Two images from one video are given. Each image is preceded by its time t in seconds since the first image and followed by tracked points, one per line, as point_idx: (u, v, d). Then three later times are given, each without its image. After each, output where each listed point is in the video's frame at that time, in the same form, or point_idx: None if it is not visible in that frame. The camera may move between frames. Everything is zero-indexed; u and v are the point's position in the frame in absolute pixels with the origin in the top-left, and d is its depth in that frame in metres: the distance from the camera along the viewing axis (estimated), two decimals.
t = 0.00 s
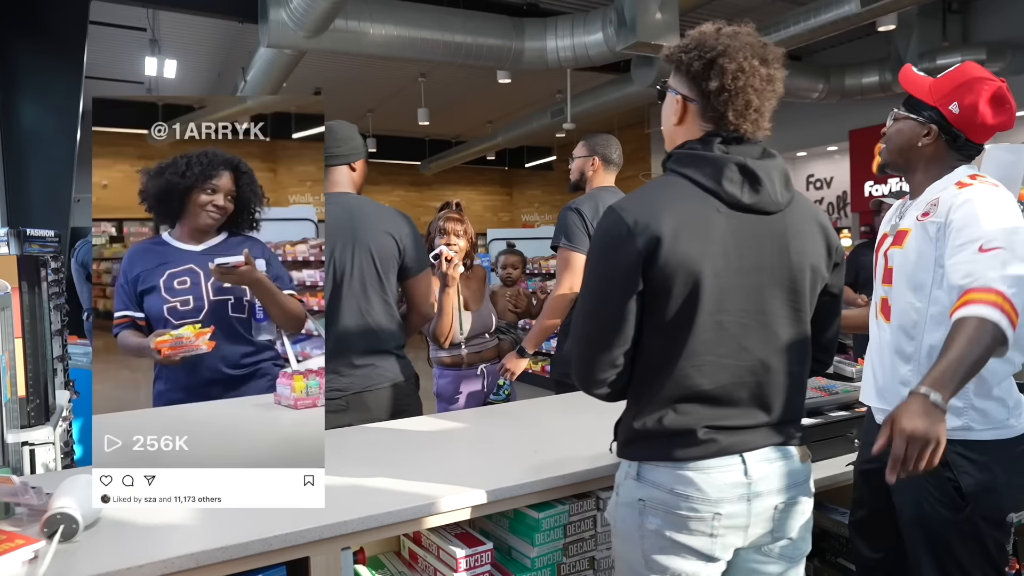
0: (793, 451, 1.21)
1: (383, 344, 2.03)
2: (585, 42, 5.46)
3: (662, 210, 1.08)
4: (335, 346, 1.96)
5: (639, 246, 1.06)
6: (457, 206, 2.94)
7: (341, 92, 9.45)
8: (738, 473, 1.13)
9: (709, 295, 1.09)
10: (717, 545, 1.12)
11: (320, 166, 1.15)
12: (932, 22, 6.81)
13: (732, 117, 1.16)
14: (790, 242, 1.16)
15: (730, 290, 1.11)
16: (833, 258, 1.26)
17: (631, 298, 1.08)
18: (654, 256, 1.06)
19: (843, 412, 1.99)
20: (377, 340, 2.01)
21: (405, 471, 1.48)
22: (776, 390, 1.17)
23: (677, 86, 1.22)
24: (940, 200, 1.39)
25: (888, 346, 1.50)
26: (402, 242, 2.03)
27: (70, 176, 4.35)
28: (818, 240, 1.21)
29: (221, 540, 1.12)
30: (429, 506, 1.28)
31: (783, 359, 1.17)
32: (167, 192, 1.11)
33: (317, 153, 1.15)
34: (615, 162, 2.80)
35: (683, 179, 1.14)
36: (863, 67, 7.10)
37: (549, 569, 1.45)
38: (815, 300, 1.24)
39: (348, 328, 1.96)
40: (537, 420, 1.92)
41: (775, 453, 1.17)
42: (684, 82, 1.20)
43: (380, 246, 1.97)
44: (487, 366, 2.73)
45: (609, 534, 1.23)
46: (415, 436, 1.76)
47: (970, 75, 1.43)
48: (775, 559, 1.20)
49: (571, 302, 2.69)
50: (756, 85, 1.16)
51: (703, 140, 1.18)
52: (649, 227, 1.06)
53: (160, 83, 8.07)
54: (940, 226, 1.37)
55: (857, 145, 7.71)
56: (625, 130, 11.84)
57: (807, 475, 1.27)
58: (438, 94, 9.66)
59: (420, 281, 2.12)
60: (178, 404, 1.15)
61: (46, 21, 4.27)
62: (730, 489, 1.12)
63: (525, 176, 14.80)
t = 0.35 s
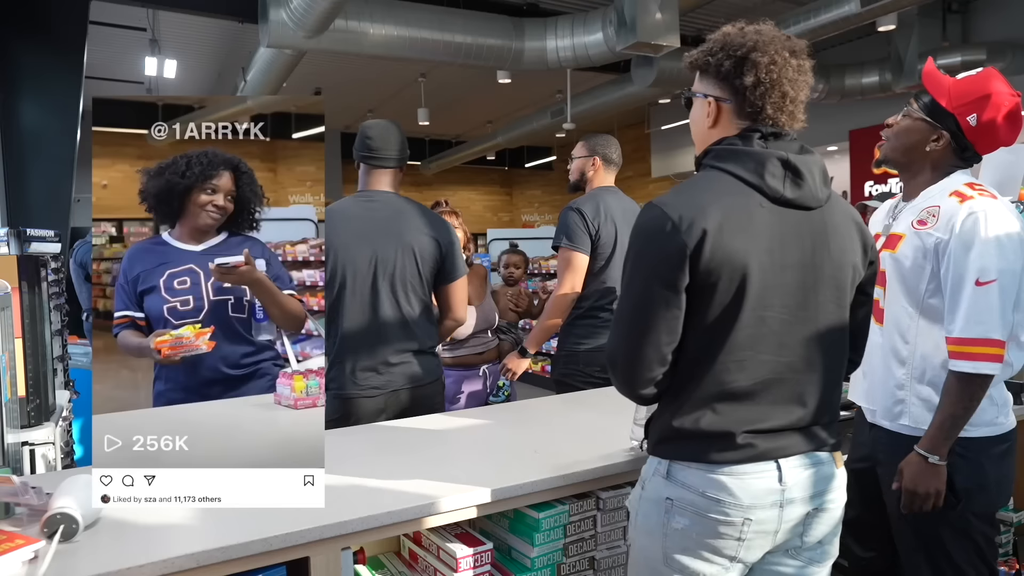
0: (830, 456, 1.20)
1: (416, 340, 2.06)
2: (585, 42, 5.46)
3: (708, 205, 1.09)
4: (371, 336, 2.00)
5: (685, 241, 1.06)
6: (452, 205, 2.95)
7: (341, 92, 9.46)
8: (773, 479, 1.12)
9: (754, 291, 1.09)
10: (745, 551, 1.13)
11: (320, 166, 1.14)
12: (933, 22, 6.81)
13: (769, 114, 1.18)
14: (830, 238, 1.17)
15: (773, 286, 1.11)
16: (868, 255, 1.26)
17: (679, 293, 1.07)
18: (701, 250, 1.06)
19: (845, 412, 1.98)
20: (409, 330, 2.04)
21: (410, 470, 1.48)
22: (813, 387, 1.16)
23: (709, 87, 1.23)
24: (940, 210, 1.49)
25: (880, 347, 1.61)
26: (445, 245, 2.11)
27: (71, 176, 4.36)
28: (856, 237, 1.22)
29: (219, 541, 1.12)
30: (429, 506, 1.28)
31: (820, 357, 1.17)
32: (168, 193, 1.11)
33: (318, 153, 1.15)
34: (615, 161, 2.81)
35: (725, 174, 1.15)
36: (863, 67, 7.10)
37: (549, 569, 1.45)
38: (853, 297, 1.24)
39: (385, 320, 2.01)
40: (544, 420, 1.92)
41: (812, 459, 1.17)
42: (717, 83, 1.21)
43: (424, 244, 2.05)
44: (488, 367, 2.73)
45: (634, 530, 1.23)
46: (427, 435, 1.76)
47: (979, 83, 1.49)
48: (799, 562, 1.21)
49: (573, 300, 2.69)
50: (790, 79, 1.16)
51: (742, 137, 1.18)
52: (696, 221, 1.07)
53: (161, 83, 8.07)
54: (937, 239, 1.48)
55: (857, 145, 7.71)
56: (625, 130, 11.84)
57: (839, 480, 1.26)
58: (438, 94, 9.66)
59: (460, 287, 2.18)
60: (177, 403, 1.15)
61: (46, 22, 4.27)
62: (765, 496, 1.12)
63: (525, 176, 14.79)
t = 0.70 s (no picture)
0: (833, 459, 1.20)
1: (437, 338, 2.07)
2: (585, 42, 5.46)
3: (714, 200, 1.09)
4: (396, 334, 1.99)
5: (691, 237, 1.06)
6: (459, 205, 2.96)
7: (341, 92, 9.45)
8: (775, 483, 1.12)
9: (757, 288, 1.09)
10: (743, 553, 1.13)
11: (320, 166, 1.14)
12: (933, 22, 6.81)
13: (777, 113, 1.18)
14: (833, 240, 1.17)
15: (777, 284, 1.11)
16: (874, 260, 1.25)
17: (683, 290, 1.08)
18: (706, 245, 1.06)
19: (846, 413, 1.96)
20: (428, 325, 2.04)
21: (411, 470, 1.48)
22: (814, 387, 1.16)
23: (718, 86, 1.23)
24: (947, 205, 1.58)
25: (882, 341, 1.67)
26: (465, 246, 2.15)
27: (71, 176, 4.36)
28: (860, 239, 1.22)
29: (219, 541, 1.12)
30: (429, 506, 1.28)
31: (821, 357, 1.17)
32: (167, 193, 1.11)
33: (318, 152, 1.15)
34: (615, 162, 2.81)
35: (731, 171, 1.15)
36: (863, 67, 7.10)
37: (549, 569, 1.45)
38: (857, 300, 1.24)
39: (410, 317, 2.01)
40: (549, 420, 1.92)
41: (815, 464, 1.17)
42: (726, 82, 1.22)
43: (449, 243, 2.08)
44: (488, 367, 2.72)
45: (632, 529, 1.24)
46: (430, 436, 1.77)
47: (1005, 99, 1.63)
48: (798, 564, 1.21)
49: (573, 300, 2.68)
50: (798, 79, 1.17)
51: (749, 136, 1.19)
52: (702, 216, 1.07)
53: (161, 83, 8.07)
54: (950, 232, 1.55)
55: (857, 145, 7.71)
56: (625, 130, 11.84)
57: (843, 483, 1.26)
58: (438, 94, 9.66)
59: (473, 285, 2.23)
60: (177, 403, 1.15)
61: (45, 22, 4.27)
62: (767, 500, 1.11)
63: (525, 176, 14.79)
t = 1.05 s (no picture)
0: (805, 452, 1.19)
1: (433, 338, 2.08)
2: (585, 42, 5.46)
3: (665, 205, 1.12)
4: (393, 335, 2.00)
5: (644, 241, 1.11)
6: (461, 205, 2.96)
7: (341, 92, 9.46)
8: (742, 473, 1.13)
9: (713, 289, 1.11)
10: (719, 547, 1.13)
11: (320, 166, 1.14)
12: (933, 22, 6.82)
13: (747, 109, 1.19)
14: (797, 240, 1.16)
15: (735, 285, 1.12)
16: (851, 257, 1.24)
17: (638, 292, 1.12)
18: (658, 248, 1.10)
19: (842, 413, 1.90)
20: (424, 326, 2.04)
21: (407, 468, 1.49)
22: (780, 386, 1.16)
23: (691, 85, 1.24)
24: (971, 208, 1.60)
25: (907, 347, 1.67)
26: (463, 245, 2.16)
27: (71, 176, 4.36)
28: (831, 237, 1.20)
29: (219, 541, 1.12)
30: (429, 506, 1.28)
31: (788, 356, 1.17)
32: (168, 193, 1.11)
33: (318, 152, 1.15)
34: (615, 162, 2.81)
35: (691, 175, 1.18)
36: (863, 68, 7.10)
37: (549, 569, 1.45)
38: (829, 302, 1.22)
39: (409, 318, 2.01)
40: (548, 420, 1.92)
41: (783, 455, 1.16)
42: (698, 80, 1.23)
43: (448, 242, 2.09)
44: (488, 366, 2.73)
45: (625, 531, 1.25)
46: (429, 435, 1.77)
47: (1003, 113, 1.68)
48: (784, 560, 1.20)
49: (575, 298, 2.68)
50: (766, 76, 1.18)
51: (715, 138, 1.20)
52: (653, 220, 1.11)
53: (161, 83, 8.07)
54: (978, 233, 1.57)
55: (857, 145, 7.72)
56: (625, 130, 11.84)
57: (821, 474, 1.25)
58: (438, 94, 9.65)
59: (467, 283, 2.25)
60: (177, 403, 1.15)
61: (46, 22, 4.27)
62: (733, 489, 1.12)
63: (525, 176, 14.78)
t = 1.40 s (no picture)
0: (769, 452, 1.20)
1: (425, 338, 2.08)
2: (585, 42, 5.46)
3: (618, 211, 1.15)
4: (387, 335, 2.00)
5: (596, 248, 1.14)
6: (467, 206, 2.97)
7: (342, 93, 9.46)
8: (702, 470, 1.14)
9: (666, 293, 1.14)
10: (686, 541, 1.15)
11: (320, 166, 1.14)
12: (932, 22, 6.82)
13: (703, 111, 1.21)
14: (752, 242, 1.16)
15: (689, 289, 1.15)
16: (814, 258, 1.24)
17: (593, 298, 1.17)
18: (611, 255, 1.14)
19: (843, 412, 1.87)
20: (416, 325, 2.05)
21: (402, 467, 1.50)
22: (740, 387, 1.18)
23: (654, 89, 1.27)
24: None
25: (1014, 387, 1.27)
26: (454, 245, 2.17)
27: (72, 176, 4.36)
28: (790, 237, 1.19)
29: (220, 541, 1.12)
30: (429, 506, 1.28)
31: (748, 357, 1.19)
32: (167, 193, 1.11)
33: (317, 152, 1.15)
34: (619, 161, 2.81)
35: (645, 182, 1.21)
36: (863, 67, 7.09)
37: (549, 569, 1.45)
38: (789, 303, 1.22)
39: (400, 318, 2.01)
40: (546, 420, 1.92)
41: (745, 454, 1.17)
42: (660, 84, 1.25)
43: (439, 242, 2.10)
44: (488, 366, 2.73)
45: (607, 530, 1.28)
46: (423, 435, 1.78)
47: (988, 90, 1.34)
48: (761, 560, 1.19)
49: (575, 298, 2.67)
50: (723, 78, 1.20)
51: (670, 144, 1.22)
52: (604, 228, 1.14)
53: (162, 83, 8.07)
54: None
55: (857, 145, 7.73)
56: (625, 130, 11.84)
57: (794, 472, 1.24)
58: (438, 94, 9.65)
59: (459, 283, 2.24)
60: (177, 403, 1.15)
61: (46, 21, 4.27)
62: (693, 485, 1.14)
63: (525, 176, 14.78)
